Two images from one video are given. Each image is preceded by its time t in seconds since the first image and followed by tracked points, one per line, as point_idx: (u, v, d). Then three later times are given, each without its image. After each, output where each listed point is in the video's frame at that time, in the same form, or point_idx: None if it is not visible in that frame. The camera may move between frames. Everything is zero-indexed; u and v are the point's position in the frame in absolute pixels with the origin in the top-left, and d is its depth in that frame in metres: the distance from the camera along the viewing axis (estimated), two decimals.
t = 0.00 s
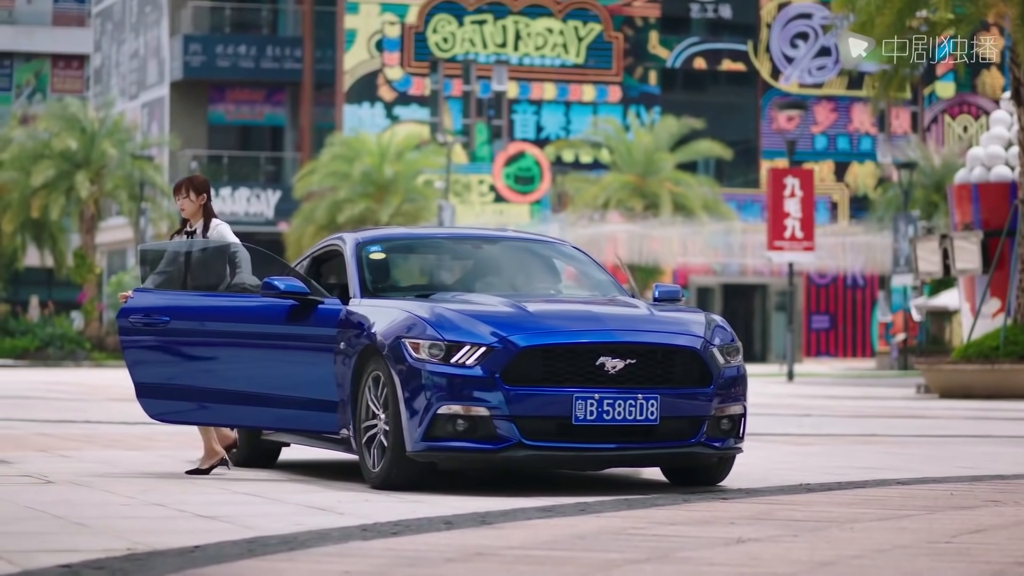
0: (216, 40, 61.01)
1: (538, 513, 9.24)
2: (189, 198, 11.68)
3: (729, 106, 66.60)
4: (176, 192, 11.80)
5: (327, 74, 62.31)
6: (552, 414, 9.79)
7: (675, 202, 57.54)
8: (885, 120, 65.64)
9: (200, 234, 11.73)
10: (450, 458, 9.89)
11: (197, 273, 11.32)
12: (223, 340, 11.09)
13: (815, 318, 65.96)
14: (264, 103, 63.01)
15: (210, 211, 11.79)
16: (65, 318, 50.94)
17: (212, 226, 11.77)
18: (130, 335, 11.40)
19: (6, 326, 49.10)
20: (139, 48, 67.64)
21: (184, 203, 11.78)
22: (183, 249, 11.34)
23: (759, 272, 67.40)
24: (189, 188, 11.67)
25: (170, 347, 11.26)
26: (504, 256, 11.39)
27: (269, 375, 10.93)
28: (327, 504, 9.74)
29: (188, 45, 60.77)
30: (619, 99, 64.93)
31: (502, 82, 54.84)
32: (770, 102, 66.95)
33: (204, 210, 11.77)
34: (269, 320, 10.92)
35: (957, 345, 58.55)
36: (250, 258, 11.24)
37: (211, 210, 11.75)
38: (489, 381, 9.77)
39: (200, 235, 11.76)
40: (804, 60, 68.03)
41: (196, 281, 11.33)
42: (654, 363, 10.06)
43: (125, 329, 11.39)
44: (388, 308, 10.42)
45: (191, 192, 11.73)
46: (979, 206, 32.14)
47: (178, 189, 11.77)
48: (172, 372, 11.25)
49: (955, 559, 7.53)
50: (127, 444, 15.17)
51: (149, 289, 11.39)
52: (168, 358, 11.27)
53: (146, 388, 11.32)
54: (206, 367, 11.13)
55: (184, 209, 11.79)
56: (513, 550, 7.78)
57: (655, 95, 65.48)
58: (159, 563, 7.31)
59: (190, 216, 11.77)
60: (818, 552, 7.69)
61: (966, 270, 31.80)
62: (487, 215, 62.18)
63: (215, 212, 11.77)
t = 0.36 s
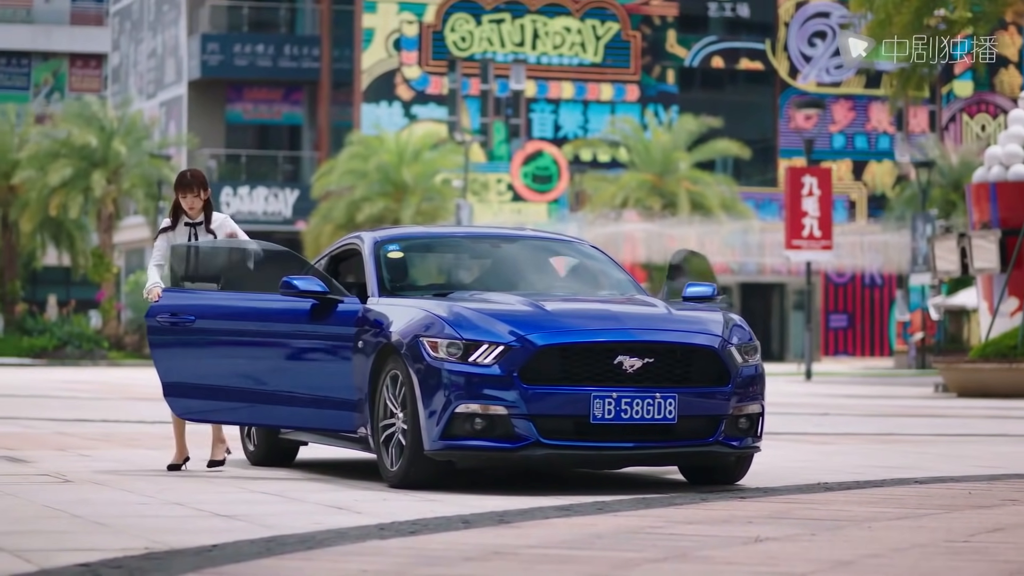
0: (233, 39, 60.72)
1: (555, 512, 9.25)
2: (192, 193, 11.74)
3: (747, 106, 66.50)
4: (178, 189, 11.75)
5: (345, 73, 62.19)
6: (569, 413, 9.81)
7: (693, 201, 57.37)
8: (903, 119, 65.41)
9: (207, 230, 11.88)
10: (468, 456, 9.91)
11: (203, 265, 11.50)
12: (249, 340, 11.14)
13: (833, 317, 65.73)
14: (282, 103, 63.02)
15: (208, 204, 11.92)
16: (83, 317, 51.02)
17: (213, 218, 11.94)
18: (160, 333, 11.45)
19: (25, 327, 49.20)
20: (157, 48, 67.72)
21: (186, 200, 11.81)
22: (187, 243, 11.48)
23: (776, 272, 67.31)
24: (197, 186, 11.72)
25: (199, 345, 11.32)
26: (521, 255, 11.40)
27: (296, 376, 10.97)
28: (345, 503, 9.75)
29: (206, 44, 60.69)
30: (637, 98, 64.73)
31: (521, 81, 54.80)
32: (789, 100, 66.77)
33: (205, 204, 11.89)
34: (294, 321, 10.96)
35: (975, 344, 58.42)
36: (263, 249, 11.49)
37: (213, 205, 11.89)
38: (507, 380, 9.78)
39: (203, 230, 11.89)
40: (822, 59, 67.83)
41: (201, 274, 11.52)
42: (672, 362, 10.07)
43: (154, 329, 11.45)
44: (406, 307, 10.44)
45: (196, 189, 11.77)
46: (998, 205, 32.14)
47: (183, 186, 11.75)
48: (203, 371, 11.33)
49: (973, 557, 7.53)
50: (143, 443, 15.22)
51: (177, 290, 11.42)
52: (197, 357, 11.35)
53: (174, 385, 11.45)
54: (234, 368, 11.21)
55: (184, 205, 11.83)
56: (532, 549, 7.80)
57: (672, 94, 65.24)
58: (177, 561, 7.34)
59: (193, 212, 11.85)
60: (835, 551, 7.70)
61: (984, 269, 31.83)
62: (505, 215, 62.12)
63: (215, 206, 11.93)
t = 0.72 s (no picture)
0: (247, 38, 60.85)
1: (569, 511, 9.26)
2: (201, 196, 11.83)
3: (761, 105, 66.39)
4: (188, 190, 11.83)
5: (359, 73, 62.18)
6: (582, 413, 9.82)
7: (706, 200, 57.19)
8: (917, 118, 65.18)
9: (215, 228, 11.98)
10: (482, 456, 9.92)
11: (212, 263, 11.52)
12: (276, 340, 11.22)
13: (846, 316, 65.55)
14: (295, 102, 63.12)
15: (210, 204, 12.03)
16: (97, 317, 50.94)
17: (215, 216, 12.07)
18: (195, 336, 11.58)
19: (39, 326, 49.21)
20: (170, 47, 67.78)
21: (194, 201, 11.87)
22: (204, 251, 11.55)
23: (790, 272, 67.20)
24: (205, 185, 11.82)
25: (231, 346, 11.44)
26: (535, 255, 11.41)
27: (319, 375, 11.04)
28: (358, 502, 9.78)
29: (220, 44, 60.56)
30: (650, 97, 64.53)
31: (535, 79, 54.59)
32: (802, 99, 66.70)
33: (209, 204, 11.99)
34: (315, 322, 11.01)
35: (989, 344, 58.30)
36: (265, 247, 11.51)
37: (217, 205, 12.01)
38: (521, 379, 9.78)
39: (209, 229, 11.96)
40: (836, 58, 67.73)
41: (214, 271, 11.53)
42: (685, 361, 10.08)
43: (189, 330, 11.59)
44: (420, 306, 10.45)
45: (206, 192, 11.88)
46: (1011, 204, 31.91)
47: (194, 188, 11.83)
48: (235, 371, 11.43)
49: (986, 557, 7.53)
50: (158, 441, 15.26)
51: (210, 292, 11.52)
52: (229, 358, 11.46)
53: (208, 385, 11.57)
54: (263, 366, 11.30)
55: (193, 207, 11.89)
56: (546, 548, 7.81)
57: (686, 94, 65.04)
58: (191, 561, 7.36)
59: (200, 212, 11.91)
60: (849, 551, 7.70)
61: (998, 269, 31.83)
62: (518, 214, 62.09)
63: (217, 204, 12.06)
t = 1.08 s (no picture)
0: (258, 37, 60.70)
1: (582, 510, 9.26)
2: (211, 201, 11.83)
3: (775, 104, 66.28)
4: (198, 192, 11.78)
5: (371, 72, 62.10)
6: (594, 412, 9.83)
7: (718, 199, 57.08)
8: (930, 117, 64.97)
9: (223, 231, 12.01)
10: (494, 454, 9.93)
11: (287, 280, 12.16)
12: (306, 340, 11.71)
13: (858, 315, 65.40)
14: (308, 101, 63.16)
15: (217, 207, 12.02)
16: (110, 316, 50.95)
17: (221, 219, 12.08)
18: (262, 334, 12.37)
19: (52, 325, 49.31)
20: (182, 46, 67.84)
21: (203, 204, 11.86)
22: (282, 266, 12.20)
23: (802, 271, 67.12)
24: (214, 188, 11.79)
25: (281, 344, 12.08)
26: (548, 253, 11.42)
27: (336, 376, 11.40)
28: (370, 500, 9.79)
29: (232, 43, 60.47)
30: (662, 97, 64.41)
31: (548, 79, 54.47)
32: (815, 99, 66.39)
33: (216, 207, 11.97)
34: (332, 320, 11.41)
35: (1002, 343, 58.22)
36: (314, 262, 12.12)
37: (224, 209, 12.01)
38: (533, 379, 9.80)
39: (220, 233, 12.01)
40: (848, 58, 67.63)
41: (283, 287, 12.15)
42: (697, 360, 10.07)
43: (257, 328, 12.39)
44: (432, 305, 10.47)
45: (214, 193, 11.86)
46: None
47: (202, 192, 11.80)
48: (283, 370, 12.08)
49: (999, 556, 7.52)
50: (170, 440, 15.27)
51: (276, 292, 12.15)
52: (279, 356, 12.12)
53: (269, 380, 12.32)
54: (300, 366, 11.84)
55: (202, 211, 11.88)
56: (558, 547, 7.82)
57: (698, 93, 64.94)
58: (201, 560, 7.37)
59: (210, 215, 11.91)
60: (861, 550, 7.70)
61: (1010, 268, 31.80)
62: (531, 213, 61.98)
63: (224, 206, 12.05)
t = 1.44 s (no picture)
0: (270, 37, 60.49)
1: (593, 510, 9.27)
2: (225, 211, 11.92)
3: (785, 104, 66.11)
4: (211, 204, 11.90)
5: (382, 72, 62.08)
6: (605, 412, 9.85)
7: (729, 199, 56.98)
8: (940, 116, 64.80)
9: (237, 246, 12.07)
10: (504, 454, 9.94)
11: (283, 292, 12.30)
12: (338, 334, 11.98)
13: (869, 315, 65.19)
14: (318, 101, 63.13)
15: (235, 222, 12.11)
16: (121, 316, 50.81)
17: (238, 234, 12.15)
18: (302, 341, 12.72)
19: (62, 325, 49.25)
20: (193, 46, 67.78)
21: (218, 216, 11.96)
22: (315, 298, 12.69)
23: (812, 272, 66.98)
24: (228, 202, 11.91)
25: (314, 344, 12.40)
26: (558, 252, 11.44)
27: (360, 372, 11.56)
28: (381, 500, 9.80)
29: (242, 43, 60.55)
30: (673, 96, 64.26)
31: (559, 78, 54.30)
32: (825, 99, 66.32)
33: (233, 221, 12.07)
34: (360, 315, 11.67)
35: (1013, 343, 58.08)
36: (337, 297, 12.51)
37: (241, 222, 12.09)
38: (543, 378, 9.80)
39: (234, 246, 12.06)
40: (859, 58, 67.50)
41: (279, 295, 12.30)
42: (708, 359, 10.08)
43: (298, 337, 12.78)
44: (443, 305, 10.48)
45: (228, 205, 11.96)
46: None
47: (217, 203, 11.91)
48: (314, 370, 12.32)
49: (1009, 556, 7.52)
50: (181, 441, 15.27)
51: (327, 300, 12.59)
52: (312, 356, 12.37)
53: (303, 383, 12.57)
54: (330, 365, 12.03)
55: (217, 223, 11.96)
56: (570, 547, 7.83)
57: (709, 93, 64.83)
58: (212, 560, 7.38)
59: (225, 228, 12.00)
60: (872, 550, 7.70)
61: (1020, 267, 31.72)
62: (541, 213, 61.78)
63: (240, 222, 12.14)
